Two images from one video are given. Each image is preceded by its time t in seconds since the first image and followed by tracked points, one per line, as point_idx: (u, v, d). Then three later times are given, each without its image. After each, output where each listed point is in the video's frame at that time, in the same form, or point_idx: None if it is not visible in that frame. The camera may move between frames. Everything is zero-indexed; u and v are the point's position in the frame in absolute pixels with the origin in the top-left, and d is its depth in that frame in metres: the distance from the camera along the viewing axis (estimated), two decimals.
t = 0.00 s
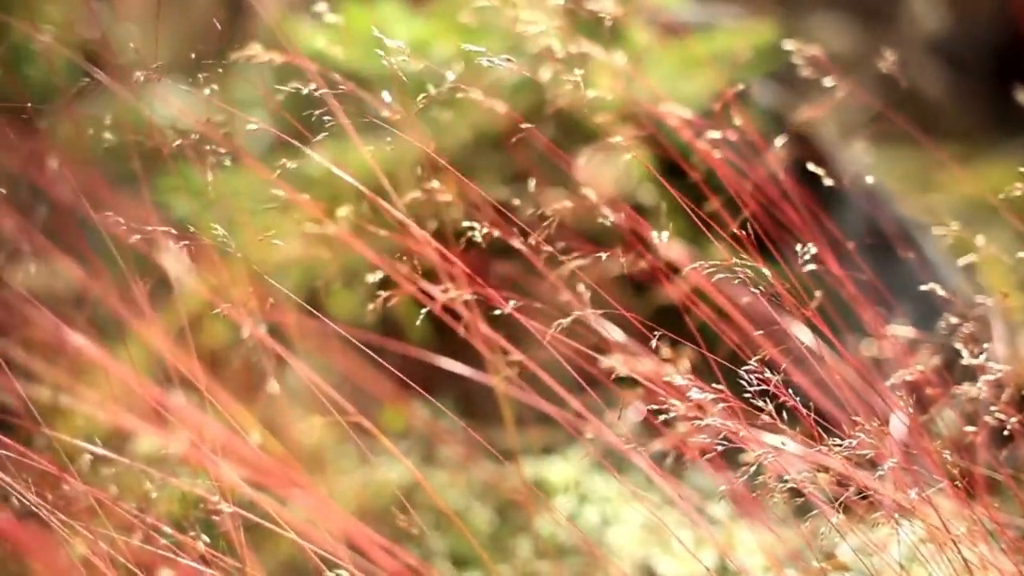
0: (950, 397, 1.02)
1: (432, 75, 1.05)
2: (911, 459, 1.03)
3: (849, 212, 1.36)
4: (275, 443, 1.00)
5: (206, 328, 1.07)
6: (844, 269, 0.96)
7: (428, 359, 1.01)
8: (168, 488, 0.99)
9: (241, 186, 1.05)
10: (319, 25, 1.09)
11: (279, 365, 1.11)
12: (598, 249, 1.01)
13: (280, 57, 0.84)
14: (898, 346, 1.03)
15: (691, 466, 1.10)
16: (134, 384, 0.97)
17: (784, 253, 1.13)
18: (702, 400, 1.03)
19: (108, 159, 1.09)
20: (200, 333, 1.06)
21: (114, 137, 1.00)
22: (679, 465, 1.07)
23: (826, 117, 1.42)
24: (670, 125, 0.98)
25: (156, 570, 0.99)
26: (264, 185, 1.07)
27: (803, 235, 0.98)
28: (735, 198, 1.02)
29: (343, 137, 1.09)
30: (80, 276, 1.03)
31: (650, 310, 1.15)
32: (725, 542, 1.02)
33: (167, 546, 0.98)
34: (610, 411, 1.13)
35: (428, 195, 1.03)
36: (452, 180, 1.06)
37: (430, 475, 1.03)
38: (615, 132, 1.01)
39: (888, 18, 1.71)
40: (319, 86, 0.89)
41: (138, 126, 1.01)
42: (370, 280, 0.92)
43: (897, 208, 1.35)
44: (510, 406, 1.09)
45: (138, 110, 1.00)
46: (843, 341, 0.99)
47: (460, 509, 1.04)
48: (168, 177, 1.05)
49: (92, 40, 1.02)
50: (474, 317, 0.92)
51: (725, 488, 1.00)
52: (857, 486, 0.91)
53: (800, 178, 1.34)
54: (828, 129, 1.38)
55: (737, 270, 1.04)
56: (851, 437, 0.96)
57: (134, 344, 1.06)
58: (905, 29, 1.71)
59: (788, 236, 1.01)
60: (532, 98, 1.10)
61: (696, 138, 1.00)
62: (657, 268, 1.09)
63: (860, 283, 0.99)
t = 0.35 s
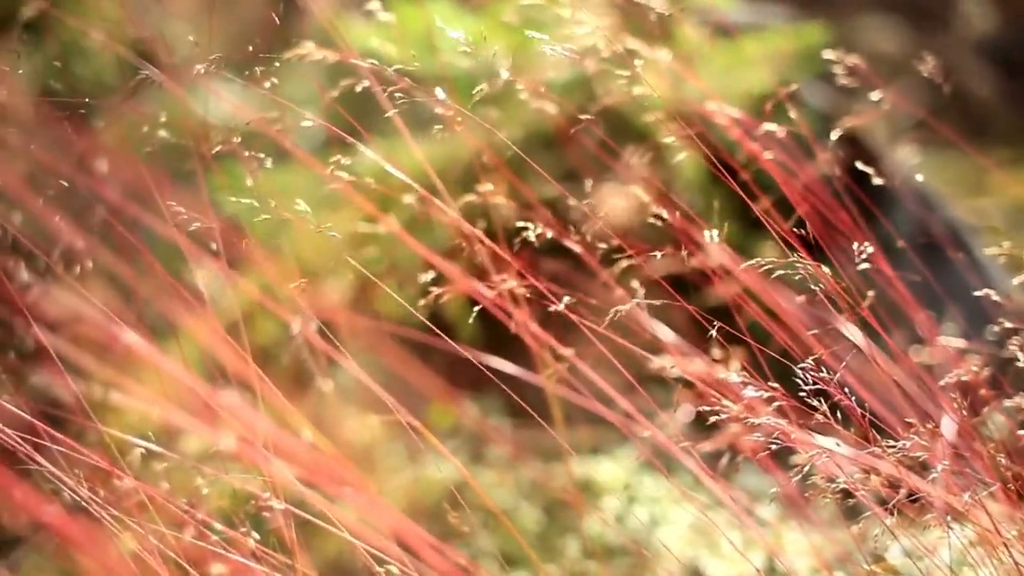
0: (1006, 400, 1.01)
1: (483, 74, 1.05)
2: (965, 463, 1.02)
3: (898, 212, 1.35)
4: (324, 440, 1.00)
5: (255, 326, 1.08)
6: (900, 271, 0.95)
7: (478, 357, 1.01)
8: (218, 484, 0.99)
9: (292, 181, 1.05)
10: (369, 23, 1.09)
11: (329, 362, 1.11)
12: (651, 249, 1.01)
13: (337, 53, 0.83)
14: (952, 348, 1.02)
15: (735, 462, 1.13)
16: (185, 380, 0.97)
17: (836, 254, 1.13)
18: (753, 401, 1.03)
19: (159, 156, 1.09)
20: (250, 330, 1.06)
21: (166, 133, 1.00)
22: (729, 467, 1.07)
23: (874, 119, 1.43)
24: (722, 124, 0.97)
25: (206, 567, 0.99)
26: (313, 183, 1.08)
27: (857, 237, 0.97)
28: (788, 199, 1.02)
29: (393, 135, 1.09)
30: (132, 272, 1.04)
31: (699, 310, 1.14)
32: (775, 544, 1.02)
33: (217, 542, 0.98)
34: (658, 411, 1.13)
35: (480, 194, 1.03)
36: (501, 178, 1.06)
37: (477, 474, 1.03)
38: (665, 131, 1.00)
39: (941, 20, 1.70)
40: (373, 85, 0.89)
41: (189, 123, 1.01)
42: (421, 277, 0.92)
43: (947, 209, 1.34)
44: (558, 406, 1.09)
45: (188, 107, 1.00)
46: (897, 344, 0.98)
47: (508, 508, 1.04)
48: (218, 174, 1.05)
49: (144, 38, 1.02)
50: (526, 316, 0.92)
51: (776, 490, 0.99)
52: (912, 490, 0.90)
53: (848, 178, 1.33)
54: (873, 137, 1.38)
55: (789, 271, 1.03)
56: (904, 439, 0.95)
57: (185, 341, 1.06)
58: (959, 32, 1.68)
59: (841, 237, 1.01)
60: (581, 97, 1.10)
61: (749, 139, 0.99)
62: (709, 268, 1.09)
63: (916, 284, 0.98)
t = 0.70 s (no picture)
0: None
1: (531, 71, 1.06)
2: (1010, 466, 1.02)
3: (943, 214, 1.35)
4: (369, 437, 1.01)
5: (302, 322, 1.09)
6: (946, 272, 0.96)
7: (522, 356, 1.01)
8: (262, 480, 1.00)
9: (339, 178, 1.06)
10: (417, 22, 1.10)
11: (373, 359, 1.12)
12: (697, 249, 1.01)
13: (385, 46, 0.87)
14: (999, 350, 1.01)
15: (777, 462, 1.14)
16: (233, 376, 0.98)
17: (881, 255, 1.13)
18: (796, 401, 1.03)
19: (205, 153, 1.11)
20: (297, 326, 1.07)
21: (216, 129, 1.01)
22: (771, 467, 1.07)
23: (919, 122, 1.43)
24: (768, 123, 0.97)
25: (250, 563, 0.99)
26: (359, 179, 1.08)
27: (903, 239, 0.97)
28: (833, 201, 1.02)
29: (438, 133, 1.10)
30: (178, 268, 1.05)
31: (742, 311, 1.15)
32: (818, 544, 1.02)
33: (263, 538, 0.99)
34: (701, 411, 1.13)
35: (525, 192, 1.04)
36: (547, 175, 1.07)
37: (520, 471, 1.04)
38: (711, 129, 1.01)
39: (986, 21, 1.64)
40: (417, 79, 0.94)
41: (236, 120, 1.02)
42: (467, 276, 0.93)
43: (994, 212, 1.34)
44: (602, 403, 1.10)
45: (234, 104, 1.01)
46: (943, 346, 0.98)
47: (550, 507, 1.05)
48: (265, 171, 1.07)
49: (195, 35, 1.03)
50: (571, 315, 0.93)
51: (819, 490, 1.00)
52: (957, 492, 0.90)
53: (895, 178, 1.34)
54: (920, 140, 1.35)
55: (834, 272, 1.03)
56: (950, 442, 0.95)
57: (231, 336, 1.07)
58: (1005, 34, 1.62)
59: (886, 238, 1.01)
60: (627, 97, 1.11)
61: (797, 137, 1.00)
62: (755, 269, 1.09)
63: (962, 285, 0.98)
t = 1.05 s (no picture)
0: None
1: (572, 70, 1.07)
2: None
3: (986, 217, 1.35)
4: (414, 436, 1.01)
5: (346, 319, 1.09)
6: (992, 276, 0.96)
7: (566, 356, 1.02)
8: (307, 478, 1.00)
9: (386, 176, 1.08)
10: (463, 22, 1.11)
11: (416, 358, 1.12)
12: (742, 251, 1.02)
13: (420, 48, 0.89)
14: None
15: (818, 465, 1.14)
16: (279, 373, 0.99)
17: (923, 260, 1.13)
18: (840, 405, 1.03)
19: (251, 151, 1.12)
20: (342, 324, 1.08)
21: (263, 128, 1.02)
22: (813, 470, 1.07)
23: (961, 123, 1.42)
24: (813, 125, 0.98)
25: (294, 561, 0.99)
26: (405, 178, 1.09)
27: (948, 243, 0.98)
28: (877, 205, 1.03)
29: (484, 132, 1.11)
30: (224, 265, 1.06)
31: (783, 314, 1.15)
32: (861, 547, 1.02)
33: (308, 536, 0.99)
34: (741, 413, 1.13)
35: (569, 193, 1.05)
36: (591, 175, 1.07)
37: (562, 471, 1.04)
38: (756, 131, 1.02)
39: None
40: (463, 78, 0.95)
41: (284, 118, 1.03)
42: (514, 277, 0.94)
43: None
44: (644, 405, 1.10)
45: (281, 104, 1.02)
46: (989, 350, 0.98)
47: (593, 507, 1.05)
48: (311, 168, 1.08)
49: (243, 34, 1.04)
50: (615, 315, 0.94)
51: (863, 493, 0.99)
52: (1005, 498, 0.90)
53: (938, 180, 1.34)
54: (965, 135, 1.19)
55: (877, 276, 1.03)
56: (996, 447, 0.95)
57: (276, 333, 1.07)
58: None
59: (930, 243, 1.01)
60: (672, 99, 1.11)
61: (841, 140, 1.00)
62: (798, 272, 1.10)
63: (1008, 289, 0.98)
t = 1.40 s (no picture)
0: None
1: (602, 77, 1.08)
2: None
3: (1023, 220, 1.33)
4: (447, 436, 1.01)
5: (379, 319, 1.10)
6: None
7: (599, 359, 1.02)
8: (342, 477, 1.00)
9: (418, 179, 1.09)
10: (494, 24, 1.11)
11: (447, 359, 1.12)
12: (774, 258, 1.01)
13: (448, 55, 0.89)
14: None
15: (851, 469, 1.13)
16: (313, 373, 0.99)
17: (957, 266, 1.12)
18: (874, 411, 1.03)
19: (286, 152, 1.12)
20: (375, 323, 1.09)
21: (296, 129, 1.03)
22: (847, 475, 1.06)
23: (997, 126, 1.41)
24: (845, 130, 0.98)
25: (329, 559, 1.00)
26: (438, 179, 1.10)
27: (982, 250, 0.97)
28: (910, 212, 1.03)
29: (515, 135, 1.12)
30: (258, 264, 1.06)
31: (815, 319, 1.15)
32: (897, 551, 1.01)
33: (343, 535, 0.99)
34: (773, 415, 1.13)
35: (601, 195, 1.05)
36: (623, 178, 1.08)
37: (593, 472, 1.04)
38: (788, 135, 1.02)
39: None
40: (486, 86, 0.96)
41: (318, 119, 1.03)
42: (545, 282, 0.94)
43: None
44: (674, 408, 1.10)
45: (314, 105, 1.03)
46: None
47: (627, 508, 1.05)
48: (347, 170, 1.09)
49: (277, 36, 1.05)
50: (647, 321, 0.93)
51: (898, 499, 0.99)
52: None
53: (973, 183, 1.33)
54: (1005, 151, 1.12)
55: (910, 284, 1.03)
56: None
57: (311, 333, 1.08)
58: None
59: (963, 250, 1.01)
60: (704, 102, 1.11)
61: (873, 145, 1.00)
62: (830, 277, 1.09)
63: None
